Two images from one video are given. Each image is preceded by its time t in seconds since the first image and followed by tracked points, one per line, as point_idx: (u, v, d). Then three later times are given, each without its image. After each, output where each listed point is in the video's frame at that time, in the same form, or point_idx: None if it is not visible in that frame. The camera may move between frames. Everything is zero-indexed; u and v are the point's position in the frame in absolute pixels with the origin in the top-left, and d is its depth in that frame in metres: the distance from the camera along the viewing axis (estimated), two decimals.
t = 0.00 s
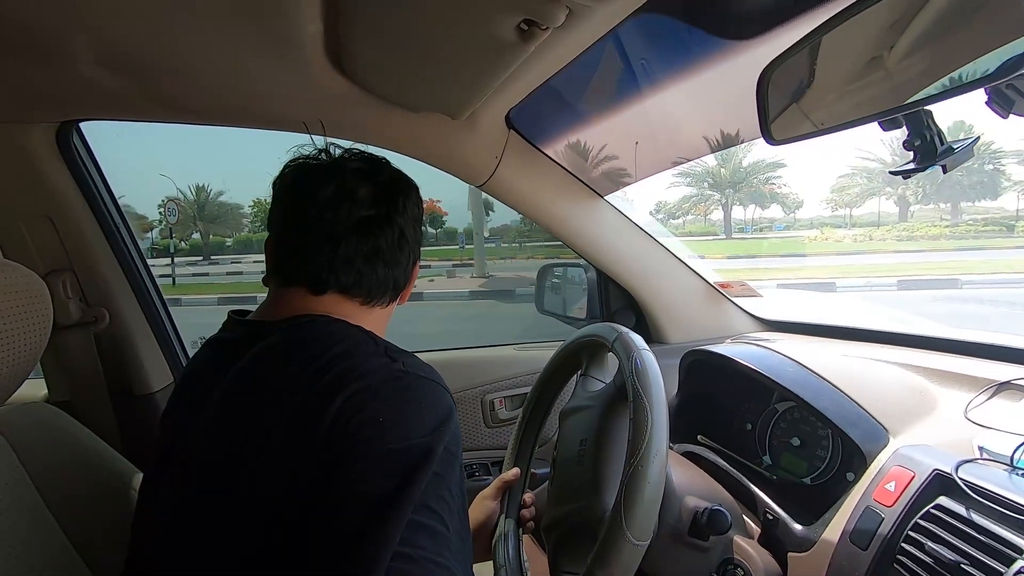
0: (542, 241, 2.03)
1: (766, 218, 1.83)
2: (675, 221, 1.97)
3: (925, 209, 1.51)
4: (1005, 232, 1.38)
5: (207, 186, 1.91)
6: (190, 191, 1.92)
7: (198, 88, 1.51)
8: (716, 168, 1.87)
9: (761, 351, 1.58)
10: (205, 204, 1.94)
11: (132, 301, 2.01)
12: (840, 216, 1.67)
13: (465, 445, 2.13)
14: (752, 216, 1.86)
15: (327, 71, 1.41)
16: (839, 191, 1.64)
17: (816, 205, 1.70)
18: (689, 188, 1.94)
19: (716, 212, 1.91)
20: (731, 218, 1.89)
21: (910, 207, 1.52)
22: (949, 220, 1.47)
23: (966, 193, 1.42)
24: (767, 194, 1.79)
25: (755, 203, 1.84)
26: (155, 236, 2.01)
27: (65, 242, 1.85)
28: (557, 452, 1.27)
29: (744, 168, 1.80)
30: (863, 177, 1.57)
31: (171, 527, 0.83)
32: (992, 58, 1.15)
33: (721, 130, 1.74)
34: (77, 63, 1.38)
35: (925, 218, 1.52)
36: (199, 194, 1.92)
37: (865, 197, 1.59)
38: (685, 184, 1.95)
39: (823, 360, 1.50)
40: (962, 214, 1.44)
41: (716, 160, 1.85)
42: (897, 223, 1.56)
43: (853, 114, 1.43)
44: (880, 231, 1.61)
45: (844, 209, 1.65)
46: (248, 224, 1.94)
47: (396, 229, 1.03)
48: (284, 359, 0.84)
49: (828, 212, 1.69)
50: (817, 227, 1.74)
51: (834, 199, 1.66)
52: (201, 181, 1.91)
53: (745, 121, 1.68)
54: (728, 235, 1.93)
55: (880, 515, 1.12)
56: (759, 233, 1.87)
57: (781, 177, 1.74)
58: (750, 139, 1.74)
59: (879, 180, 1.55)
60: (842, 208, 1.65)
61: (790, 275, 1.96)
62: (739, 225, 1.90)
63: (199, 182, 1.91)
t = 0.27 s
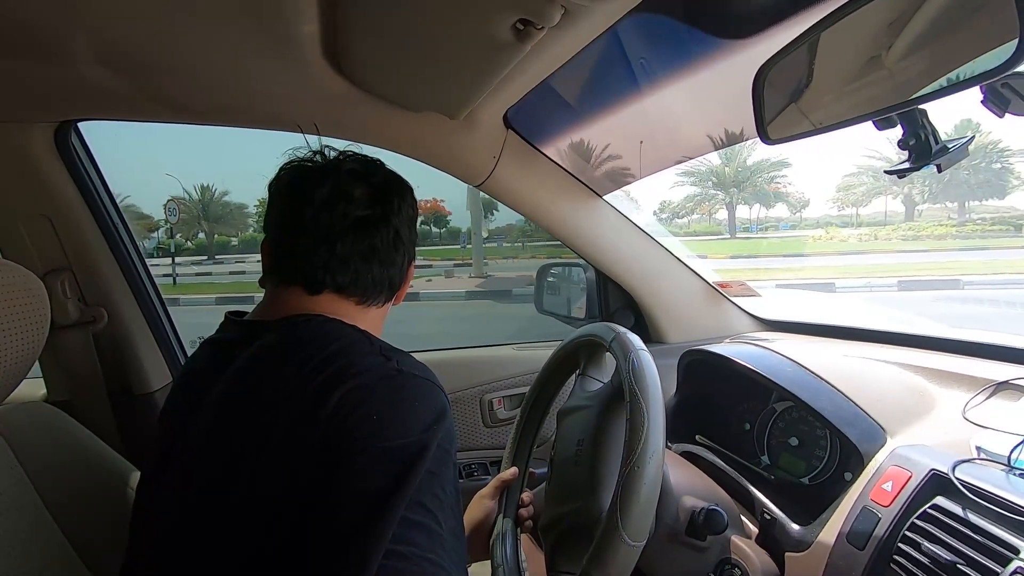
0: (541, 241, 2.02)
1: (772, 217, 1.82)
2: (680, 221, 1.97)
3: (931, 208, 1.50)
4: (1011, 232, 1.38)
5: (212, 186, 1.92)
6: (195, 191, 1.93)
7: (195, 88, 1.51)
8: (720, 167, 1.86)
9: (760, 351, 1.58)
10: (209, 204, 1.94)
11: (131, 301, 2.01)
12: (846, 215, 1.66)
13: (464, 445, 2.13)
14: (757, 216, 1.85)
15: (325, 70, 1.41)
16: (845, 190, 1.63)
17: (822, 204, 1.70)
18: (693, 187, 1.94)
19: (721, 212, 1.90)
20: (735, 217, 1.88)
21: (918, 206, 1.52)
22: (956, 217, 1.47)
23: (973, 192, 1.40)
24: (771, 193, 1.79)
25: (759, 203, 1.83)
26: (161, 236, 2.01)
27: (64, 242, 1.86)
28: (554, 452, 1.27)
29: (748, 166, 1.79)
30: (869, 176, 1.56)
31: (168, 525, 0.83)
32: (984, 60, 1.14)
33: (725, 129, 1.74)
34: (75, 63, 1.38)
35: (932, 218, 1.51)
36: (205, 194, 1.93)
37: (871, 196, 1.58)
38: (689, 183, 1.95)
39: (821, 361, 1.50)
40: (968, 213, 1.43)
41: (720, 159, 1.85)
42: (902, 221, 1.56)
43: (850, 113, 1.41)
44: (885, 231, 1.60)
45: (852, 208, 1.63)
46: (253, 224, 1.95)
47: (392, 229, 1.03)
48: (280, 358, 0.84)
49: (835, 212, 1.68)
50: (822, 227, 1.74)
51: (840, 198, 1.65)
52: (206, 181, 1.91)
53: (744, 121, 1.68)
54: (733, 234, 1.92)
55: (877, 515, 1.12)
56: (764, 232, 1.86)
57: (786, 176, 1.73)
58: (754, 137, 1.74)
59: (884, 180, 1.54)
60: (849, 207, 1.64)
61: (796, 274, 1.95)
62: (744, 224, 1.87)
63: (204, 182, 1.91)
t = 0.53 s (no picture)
0: (543, 241, 2.03)
1: (777, 217, 1.82)
2: (685, 220, 1.97)
3: (937, 208, 1.48)
4: (1018, 231, 1.35)
5: (216, 186, 1.91)
6: (199, 191, 1.92)
7: (199, 88, 1.51)
8: (724, 167, 1.85)
9: (763, 351, 1.58)
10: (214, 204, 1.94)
11: (134, 300, 2.01)
12: (852, 214, 1.65)
13: (467, 445, 2.13)
14: (762, 215, 1.85)
15: (328, 70, 1.41)
16: (850, 189, 1.62)
17: (827, 204, 1.69)
18: (697, 186, 1.93)
19: (725, 211, 1.91)
20: (740, 216, 1.90)
21: (924, 205, 1.50)
22: (963, 217, 1.43)
23: (982, 189, 1.38)
24: (776, 192, 1.79)
25: (764, 202, 1.83)
26: (168, 236, 2.00)
27: (68, 242, 1.86)
28: (557, 451, 1.27)
29: (752, 166, 1.79)
30: (875, 175, 1.55)
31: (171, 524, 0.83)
32: (988, 58, 1.14)
33: (729, 127, 1.73)
34: (78, 63, 1.38)
35: (939, 217, 1.48)
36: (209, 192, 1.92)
37: (877, 194, 1.57)
38: (693, 181, 1.93)
39: (825, 360, 1.49)
40: (976, 212, 1.40)
41: (724, 157, 1.83)
42: (908, 220, 1.54)
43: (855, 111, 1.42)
44: (890, 230, 1.59)
45: (858, 208, 1.63)
46: (258, 224, 1.95)
47: (394, 231, 1.03)
48: (283, 356, 0.84)
49: (840, 211, 1.67)
50: (827, 226, 1.73)
51: (845, 197, 1.64)
52: (210, 181, 1.91)
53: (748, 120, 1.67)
54: (737, 233, 1.93)
55: (881, 514, 1.12)
56: (770, 231, 1.86)
57: (790, 175, 1.74)
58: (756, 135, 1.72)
59: (890, 179, 1.53)
60: (854, 206, 1.63)
61: (796, 275, 1.95)
62: (749, 223, 1.89)
63: (208, 182, 1.91)
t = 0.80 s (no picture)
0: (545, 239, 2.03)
1: (780, 215, 1.83)
2: (688, 219, 1.97)
3: (942, 206, 1.48)
4: None
5: (221, 185, 1.93)
6: (203, 190, 1.94)
7: (200, 87, 1.51)
8: (727, 165, 1.84)
9: (764, 349, 1.58)
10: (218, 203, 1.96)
11: (136, 299, 2.01)
12: (857, 212, 1.64)
13: (468, 443, 2.13)
14: (764, 214, 1.86)
15: (329, 68, 1.41)
16: (854, 188, 1.62)
17: (832, 203, 1.68)
18: (700, 185, 1.92)
19: (728, 210, 1.92)
20: (743, 215, 1.90)
21: (929, 204, 1.50)
22: (967, 215, 1.43)
23: (988, 187, 1.38)
24: (779, 191, 1.79)
25: (768, 201, 1.83)
26: (172, 236, 2.01)
27: (70, 241, 1.86)
28: (558, 450, 1.27)
29: (756, 164, 1.77)
30: (878, 175, 1.55)
31: (177, 523, 0.83)
32: (987, 58, 1.16)
33: (732, 126, 1.71)
34: (79, 63, 1.38)
35: (943, 215, 1.48)
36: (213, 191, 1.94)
37: (882, 193, 1.56)
38: (696, 180, 1.92)
39: (827, 358, 1.49)
40: (979, 210, 1.40)
41: (727, 156, 1.82)
42: (913, 218, 1.54)
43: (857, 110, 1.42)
44: (894, 229, 1.59)
45: (862, 206, 1.62)
46: (261, 223, 1.98)
47: (396, 231, 1.03)
48: (285, 354, 0.84)
49: (844, 209, 1.66)
50: (831, 225, 1.73)
51: (849, 196, 1.64)
52: (214, 180, 1.93)
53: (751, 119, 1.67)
54: (740, 232, 1.93)
55: (884, 513, 1.11)
56: (773, 229, 1.87)
57: (793, 173, 1.73)
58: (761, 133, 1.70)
59: (893, 177, 1.53)
60: (859, 205, 1.62)
61: (794, 274, 1.97)
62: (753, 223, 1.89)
63: (213, 181, 1.93)
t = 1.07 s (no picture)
0: (547, 237, 2.03)
1: (784, 214, 1.81)
2: (690, 218, 1.96)
3: (946, 205, 1.46)
4: None
5: (224, 183, 1.95)
6: (206, 188, 1.96)
7: (199, 85, 1.50)
8: (730, 163, 1.84)
9: (766, 347, 1.57)
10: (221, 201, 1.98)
11: (137, 298, 2.01)
12: (860, 211, 1.63)
13: (469, 442, 2.12)
14: (767, 212, 1.84)
15: (327, 64, 1.40)
16: (859, 185, 1.59)
17: (836, 201, 1.66)
18: (704, 182, 1.92)
19: (731, 208, 1.90)
20: (745, 215, 1.88)
21: (932, 202, 1.48)
22: (971, 216, 1.41)
23: (987, 185, 1.36)
24: (781, 189, 1.77)
25: (769, 200, 1.81)
26: (174, 235, 2.03)
27: (69, 240, 1.86)
28: (558, 449, 1.26)
29: (759, 162, 1.77)
30: (882, 171, 1.54)
31: (178, 522, 0.83)
32: (993, 52, 1.14)
33: (734, 124, 1.71)
34: (78, 61, 1.38)
35: (948, 214, 1.46)
36: (216, 188, 1.96)
37: (885, 191, 1.55)
38: (698, 179, 1.93)
39: (830, 357, 1.48)
40: (982, 210, 1.38)
41: (729, 154, 1.82)
42: (917, 217, 1.53)
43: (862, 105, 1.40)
44: (898, 227, 1.58)
45: (866, 204, 1.60)
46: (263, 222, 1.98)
47: (379, 223, 1.01)
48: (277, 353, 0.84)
49: (848, 207, 1.64)
50: (834, 223, 1.70)
51: (853, 194, 1.61)
52: (217, 178, 1.95)
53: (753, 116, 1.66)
54: (742, 231, 1.92)
55: (887, 512, 1.11)
56: (776, 228, 1.86)
57: (797, 171, 1.71)
58: (763, 130, 1.71)
59: (898, 175, 1.52)
60: (863, 203, 1.61)
61: (795, 274, 1.98)
62: (756, 221, 1.88)
63: (217, 179, 1.95)
